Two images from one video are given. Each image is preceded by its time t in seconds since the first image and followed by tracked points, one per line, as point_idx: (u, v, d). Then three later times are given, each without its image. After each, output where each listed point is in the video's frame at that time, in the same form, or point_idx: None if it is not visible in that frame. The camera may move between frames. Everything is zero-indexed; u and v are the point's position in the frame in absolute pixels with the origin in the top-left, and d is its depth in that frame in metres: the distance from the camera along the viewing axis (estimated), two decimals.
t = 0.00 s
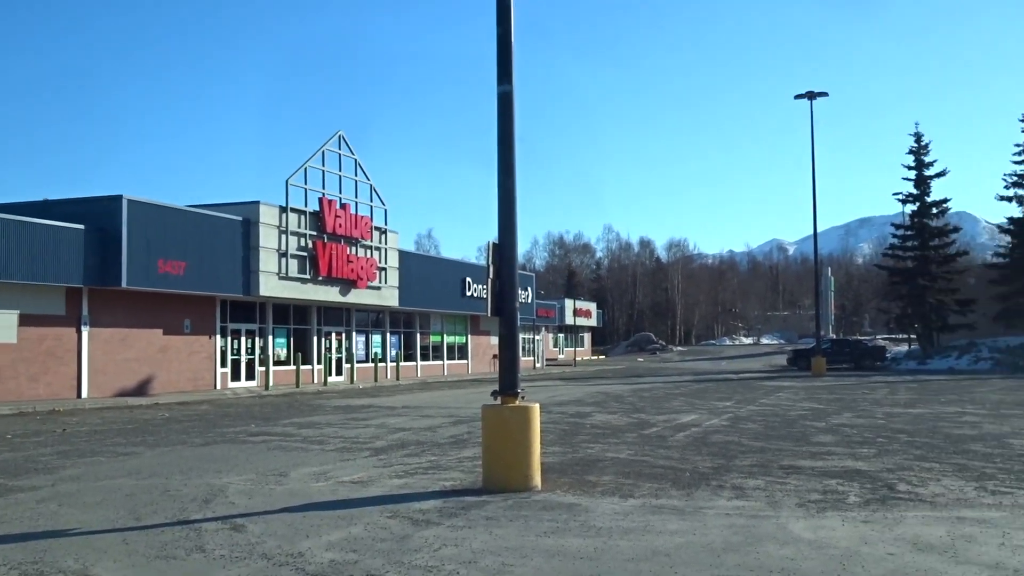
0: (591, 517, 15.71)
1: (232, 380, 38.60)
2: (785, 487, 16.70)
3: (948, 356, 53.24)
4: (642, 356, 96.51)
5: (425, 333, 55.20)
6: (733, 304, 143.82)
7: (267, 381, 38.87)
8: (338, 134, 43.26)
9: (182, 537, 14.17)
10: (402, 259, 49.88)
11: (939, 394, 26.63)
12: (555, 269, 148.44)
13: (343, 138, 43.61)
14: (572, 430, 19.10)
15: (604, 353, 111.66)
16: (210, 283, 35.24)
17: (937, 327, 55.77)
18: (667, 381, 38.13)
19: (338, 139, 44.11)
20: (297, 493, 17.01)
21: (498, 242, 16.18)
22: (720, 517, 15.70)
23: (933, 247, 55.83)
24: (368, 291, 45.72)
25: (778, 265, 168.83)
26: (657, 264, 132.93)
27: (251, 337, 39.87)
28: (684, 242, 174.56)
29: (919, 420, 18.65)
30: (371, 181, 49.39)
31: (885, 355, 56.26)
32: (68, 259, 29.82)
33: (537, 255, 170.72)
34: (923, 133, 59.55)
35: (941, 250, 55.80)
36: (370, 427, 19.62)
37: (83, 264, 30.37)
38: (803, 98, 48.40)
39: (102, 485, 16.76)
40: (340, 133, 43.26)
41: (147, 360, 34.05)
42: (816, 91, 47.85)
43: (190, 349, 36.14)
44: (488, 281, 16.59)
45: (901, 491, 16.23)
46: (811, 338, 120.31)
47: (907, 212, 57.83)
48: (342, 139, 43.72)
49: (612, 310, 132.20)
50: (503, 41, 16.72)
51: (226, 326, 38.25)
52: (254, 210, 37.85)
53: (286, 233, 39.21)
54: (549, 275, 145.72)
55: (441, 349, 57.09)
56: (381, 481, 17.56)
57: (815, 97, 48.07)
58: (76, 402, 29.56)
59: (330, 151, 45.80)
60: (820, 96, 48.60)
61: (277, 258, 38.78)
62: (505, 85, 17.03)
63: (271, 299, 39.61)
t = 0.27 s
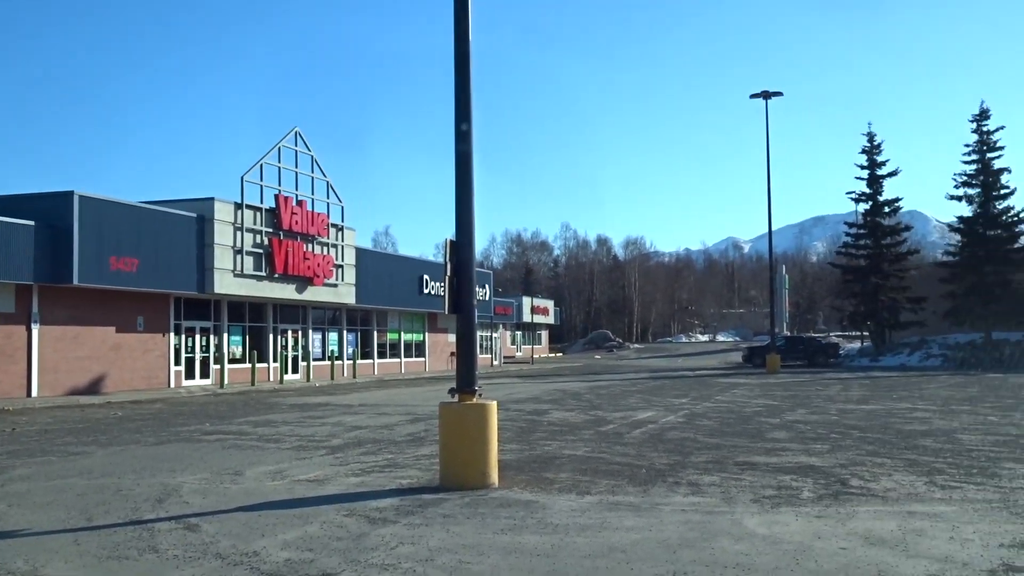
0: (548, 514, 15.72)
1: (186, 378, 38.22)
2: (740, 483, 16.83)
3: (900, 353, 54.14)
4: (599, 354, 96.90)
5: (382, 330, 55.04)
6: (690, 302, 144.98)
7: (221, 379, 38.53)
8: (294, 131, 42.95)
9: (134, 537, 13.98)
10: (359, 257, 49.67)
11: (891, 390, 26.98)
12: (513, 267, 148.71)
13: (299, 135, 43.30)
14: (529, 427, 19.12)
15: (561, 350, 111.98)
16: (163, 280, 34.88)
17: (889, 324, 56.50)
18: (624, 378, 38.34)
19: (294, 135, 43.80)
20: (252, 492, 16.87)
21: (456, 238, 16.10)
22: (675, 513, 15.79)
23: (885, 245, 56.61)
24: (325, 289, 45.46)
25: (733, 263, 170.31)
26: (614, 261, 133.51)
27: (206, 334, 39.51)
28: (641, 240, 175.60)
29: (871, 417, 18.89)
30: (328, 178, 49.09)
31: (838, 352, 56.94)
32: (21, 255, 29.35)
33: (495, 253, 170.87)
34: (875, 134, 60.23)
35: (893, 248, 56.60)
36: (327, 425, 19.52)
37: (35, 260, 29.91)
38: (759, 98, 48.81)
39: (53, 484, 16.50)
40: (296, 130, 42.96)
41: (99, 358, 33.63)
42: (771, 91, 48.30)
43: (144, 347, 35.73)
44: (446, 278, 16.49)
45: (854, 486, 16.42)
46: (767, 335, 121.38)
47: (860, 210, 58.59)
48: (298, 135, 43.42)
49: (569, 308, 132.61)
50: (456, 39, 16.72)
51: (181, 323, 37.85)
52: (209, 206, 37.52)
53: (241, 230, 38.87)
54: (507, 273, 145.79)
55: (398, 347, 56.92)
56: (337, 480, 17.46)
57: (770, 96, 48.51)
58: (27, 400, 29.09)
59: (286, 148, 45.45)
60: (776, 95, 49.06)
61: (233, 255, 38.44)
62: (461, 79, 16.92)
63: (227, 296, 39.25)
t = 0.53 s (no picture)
0: (503, 514, 15.69)
1: (137, 379, 37.72)
2: (694, 482, 16.93)
3: (851, 353, 54.95)
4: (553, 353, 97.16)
5: (337, 330, 54.77)
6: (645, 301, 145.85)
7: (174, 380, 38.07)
8: (247, 129, 42.57)
9: (83, 540, 13.76)
10: (313, 256, 49.37)
11: (842, 389, 27.31)
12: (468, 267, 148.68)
13: (252, 133, 42.91)
14: (485, 427, 19.11)
15: (517, 350, 112.08)
16: (114, 279, 34.39)
17: (841, 324, 57.21)
18: (579, 377, 38.48)
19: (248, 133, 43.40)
20: (204, 494, 16.67)
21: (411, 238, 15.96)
22: (630, 512, 15.84)
23: (836, 246, 57.30)
24: (279, 289, 45.10)
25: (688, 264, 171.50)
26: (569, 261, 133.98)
27: (158, 334, 39.02)
28: (596, 240, 176.45)
29: (823, 415, 19.12)
30: (282, 177, 48.70)
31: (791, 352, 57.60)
32: None
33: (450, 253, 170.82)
34: (827, 136, 60.87)
35: (844, 249, 57.31)
36: (281, 425, 19.37)
37: None
38: (713, 100, 49.20)
39: None
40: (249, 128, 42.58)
41: (47, 358, 33.08)
42: (725, 93, 48.71)
43: (93, 348, 35.20)
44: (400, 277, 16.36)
45: (805, 484, 16.59)
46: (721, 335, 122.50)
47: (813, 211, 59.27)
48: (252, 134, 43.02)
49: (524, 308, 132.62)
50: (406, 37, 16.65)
51: (132, 323, 37.33)
52: (161, 205, 37.07)
53: (193, 229, 38.45)
54: (462, 273, 145.60)
55: (353, 347, 56.67)
56: (291, 481, 17.31)
57: (724, 98, 48.88)
58: None
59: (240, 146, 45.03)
60: (729, 97, 49.48)
61: (185, 254, 38.03)
62: (417, 75, 16.81)
63: (179, 296, 38.79)
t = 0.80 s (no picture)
0: (465, 515, 15.64)
1: (94, 381, 37.25)
2: (655, 481, 17.01)
3: (809, 353, 55.56)
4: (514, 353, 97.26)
5: (298, 331, 54.44)
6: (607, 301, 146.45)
7: (131, 381, 37.66)
8: (206, 127, 42.17)
9: (39, 544, 13.57)
10: (273, 256, 49.05)
11: (801, 388, 27.60)
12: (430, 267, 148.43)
13: (212, 131, 42.52)
14: (447, 428, 19.07)
15: (478, 351, 111.95)
16: (71, 279, 33.95)
17: (799, 324, 57.75)
18: (541, 377, 38.57)
19: (207, 132, 42.99)
20: (163, 497, 16.49)
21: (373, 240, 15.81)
22: (591, 512, 15.87)
23: (796, 247, 57.76)
24: (238, 289, 44.73)
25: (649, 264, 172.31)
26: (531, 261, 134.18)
27: (115, 335, 38.57)
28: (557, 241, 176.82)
29: (782, 414, 19.29)
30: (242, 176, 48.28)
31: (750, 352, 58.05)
32: None
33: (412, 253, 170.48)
34: (785, 137, 61.22)
35: (803, 250, 57.80)
36: (241, 427, 19.23)
37: None
38: (674, 100, 49.49)
39: None
40: (208, 127, 42.20)
41: None
42: (686, 94, 49.04)
43: (49, 350, 34.70)
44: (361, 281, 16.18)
45: (764, 483, 16.72)
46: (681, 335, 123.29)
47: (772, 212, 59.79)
48: (211, 132, 42.62)
49: (486, 308, 132.57)
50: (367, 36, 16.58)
51: (88, 324, 36.86)
52: (119, 204, 36.67)
53: (151, 229, 38.06)
54: (424, 272, 145.19)
55: (314, 348, 56.35)
56: (251, 483, 17.17)
57: (684, 100, 49.21)
58: None
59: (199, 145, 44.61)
60: (690, 98, 49.81)
61: (143, 254, 37.63)
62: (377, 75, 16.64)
63: (137, 296, 38.36)
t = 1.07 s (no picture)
0: (424, 518, 15.45)
1: (47, 384, 36.73)
2: (614, 482, 17.03)
3: (767, 354, 56.08)
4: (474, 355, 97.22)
5: (255, 333, 54.08)
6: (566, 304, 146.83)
7: (86, 384, 37.17)
8: (163, 127, 41.74)
9: None
10: (230, 258, 48.70)
11: (756, 389, 27.86)
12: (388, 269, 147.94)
13: (168, 132, 42.06)
14: (406, 430, 19.04)
15: (438, 352, 111.72)
16: (23, 281, 33.48)
17: (757, 326, 58.32)
18: (499, 379, 38.60)
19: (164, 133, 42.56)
20: (118, 501, 16.28)
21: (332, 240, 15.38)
22: (550, 514, 15.83)
23: (753, 248, 58.41)
24: (195, 291, 44.33)
25: (608, 266, 173.02)
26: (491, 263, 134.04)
27: (68, 338, 38.08)
28: (517, 243, 176.92)
29: (740, 415, 19.46)
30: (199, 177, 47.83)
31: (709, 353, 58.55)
32: None
33: (371, 255, 169.82)
34: (743, 140, 61.86)
35: (760, 252, 58.47)
36: (197, 430, 19.05)
37: None
38: (632, 103, 49.79)
39: None
40: (165, 127, 41.76)
41: None
42: (645, 97, 49.38)
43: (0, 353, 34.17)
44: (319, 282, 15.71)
45: (722, 484, 16.79)
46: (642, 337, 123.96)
47: (730, 215, 60.33)
48: (168, 133, 42.19)
49: (446, 310, 132.00)
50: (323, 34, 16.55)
51: (41, 327, 36.36)
52: (72, 205, 36.22)
53: (106, 231, 37.63)
54: (384, 274, 144.59)
55: (271, 350, 56.03)
56: (208, 487, 17.00)
57: (643, 102, 49.54)
58: None
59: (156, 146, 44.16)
60: (649, 101, 50.14)
61: (97, 256, 37.20)
62: (337, 71, 16.49)
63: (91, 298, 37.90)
